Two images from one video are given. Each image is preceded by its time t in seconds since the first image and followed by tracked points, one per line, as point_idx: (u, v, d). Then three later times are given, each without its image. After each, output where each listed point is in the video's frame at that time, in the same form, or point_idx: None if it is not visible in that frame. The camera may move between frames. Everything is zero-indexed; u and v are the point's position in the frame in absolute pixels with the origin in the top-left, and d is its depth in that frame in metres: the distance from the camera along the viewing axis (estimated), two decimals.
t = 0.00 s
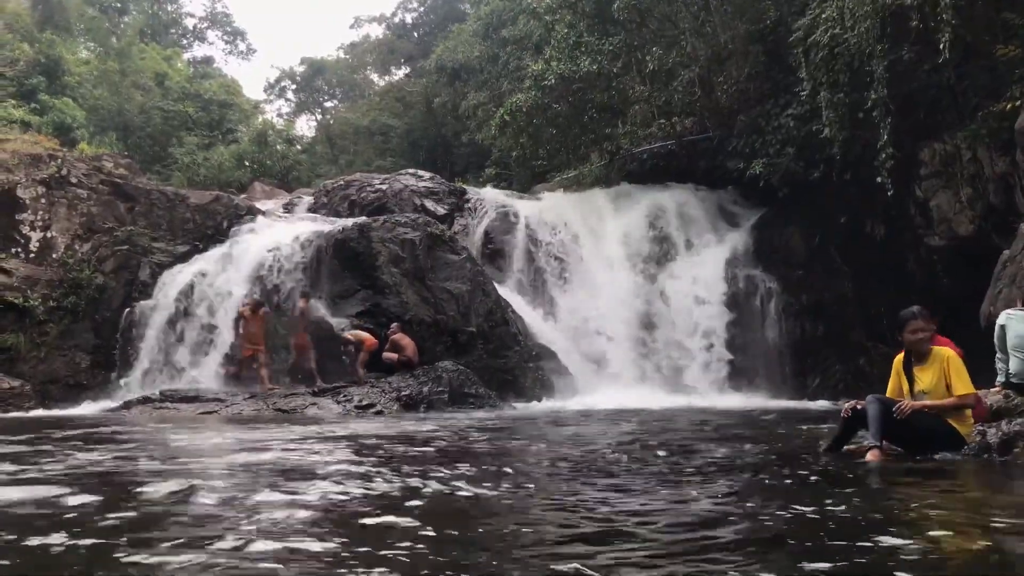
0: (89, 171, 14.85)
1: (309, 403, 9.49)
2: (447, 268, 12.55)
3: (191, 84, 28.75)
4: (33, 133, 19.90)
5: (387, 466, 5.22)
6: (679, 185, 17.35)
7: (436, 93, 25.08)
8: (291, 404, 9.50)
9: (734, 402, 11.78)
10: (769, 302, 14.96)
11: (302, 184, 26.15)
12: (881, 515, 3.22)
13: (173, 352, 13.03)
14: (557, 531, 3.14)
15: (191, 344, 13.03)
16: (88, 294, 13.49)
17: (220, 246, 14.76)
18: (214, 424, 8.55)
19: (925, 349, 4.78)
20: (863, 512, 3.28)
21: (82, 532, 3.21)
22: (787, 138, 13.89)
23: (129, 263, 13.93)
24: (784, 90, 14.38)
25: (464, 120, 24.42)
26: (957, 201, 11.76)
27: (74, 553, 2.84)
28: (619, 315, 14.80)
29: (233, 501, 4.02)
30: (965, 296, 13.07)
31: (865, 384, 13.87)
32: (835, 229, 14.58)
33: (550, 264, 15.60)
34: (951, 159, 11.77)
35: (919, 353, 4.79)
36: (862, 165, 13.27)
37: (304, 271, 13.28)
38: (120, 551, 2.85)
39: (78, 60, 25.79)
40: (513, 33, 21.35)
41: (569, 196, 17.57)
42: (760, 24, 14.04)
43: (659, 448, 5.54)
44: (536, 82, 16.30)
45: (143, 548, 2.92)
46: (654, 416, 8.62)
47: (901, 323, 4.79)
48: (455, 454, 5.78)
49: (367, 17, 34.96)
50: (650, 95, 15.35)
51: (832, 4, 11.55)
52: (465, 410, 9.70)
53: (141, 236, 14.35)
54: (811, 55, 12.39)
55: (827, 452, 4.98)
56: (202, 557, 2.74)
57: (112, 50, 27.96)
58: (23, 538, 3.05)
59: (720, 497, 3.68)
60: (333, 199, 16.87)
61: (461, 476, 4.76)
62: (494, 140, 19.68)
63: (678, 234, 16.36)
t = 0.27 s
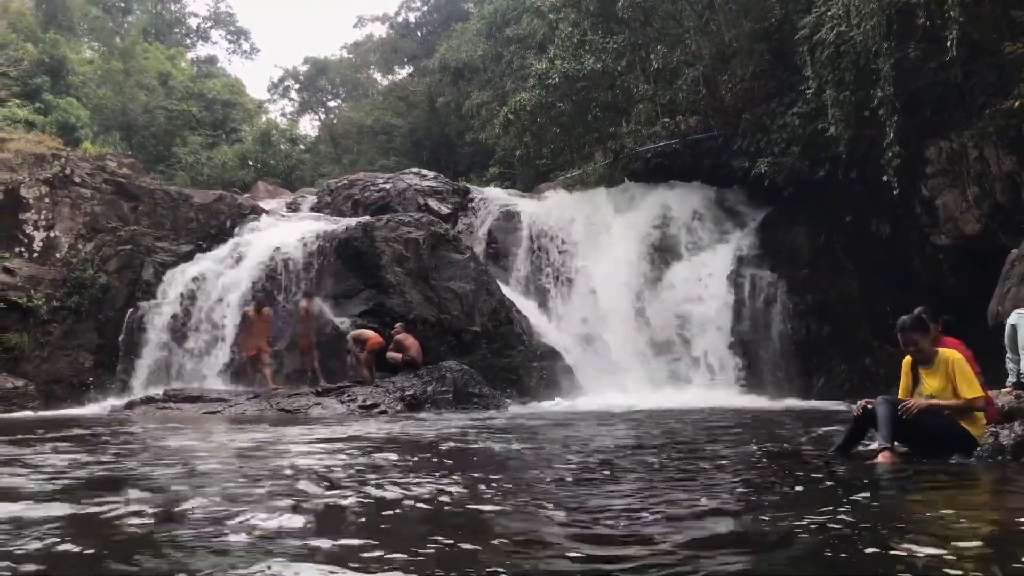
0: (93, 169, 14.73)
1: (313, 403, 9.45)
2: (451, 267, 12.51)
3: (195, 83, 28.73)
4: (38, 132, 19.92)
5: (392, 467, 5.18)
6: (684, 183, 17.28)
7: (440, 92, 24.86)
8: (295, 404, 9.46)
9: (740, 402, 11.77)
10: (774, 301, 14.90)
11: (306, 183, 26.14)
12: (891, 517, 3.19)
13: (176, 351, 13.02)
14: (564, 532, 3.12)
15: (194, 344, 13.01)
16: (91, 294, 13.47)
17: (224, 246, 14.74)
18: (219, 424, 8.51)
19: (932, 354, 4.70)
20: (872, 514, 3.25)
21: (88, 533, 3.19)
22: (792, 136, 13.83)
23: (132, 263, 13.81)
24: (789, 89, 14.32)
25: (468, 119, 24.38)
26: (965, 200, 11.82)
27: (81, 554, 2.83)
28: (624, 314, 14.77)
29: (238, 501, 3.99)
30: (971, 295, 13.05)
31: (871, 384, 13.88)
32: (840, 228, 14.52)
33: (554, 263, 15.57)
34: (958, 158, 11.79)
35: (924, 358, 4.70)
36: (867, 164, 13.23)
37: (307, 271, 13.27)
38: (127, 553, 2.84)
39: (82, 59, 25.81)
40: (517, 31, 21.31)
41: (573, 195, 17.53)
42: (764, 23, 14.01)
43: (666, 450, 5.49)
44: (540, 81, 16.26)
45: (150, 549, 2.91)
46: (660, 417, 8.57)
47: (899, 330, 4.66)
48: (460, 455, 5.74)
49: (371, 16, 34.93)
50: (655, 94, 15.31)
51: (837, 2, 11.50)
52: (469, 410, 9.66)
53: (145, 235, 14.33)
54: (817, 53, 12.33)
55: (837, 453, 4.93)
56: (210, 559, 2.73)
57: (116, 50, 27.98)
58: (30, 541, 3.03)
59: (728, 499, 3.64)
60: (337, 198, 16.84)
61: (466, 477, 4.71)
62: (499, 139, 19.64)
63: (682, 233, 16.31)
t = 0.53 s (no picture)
0: (94, 169, 14.72)
1: (314, 403, 9.41)
2: (453, 267, 12.47)
3: (197, 82, 28.69)
4: (40, 131, 19.92)
5: (394, 468, 5.14)
6: (686, 181, 17.21)
7: (442, 90, 24.83)
8: (297, 404, 9.42)
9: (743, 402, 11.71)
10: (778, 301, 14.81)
11: (308, 183, 26.12)
12: (903, 519, 3.15)
13: (178, 351, 13.00)
14: (569, 535, 3.08)
15: (196, 344, 12.97)
16: (93, 294, 13.52)
17: (226, 245, 14.70)
18: (221, 424, 8.47)
19: (934, 356, 4.65)
20: (880, 516, 3.21)
21: (88, 534, 3.16)
22: (796, 135, 13.76)
23: (135, 262, 13.93)
24: (793, 87, 14.26)
25: (470, 119, 24.34)
26: (969, 198, 11.76)
27: (80, 556, 2.79)
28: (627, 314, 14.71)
29: (239, 503, 3.96)
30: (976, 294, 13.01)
31: (876, 384, 13.86)
32: (844, 226, 14.45)
33: (557, 263, 15.52)
34: (963, 156, 11.72)
35: (928, 359, 4.65)
36: (872, 162, 13.18)
37: (309, 270, 13.21)
38: (127, 554, 2.81)
39: (84, 58, 25.81)
40: (520, 30, 21.27)
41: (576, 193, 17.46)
42: (768, 21, 14.02)
43: (671, 452, 5.45)
44: (543, 79, 16.20)
45: (150, 550, 2.87)
46: (664, 417, 8.53)
47: (898, 333, 4.63)
48: (462, 456, 5.70)
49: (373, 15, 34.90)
50: (657, 92, 15.27)
51: None
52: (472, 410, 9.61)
53: (146, 235, 14.31)
54: (821, 51, 12.25)
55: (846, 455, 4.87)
56: (210, 561, 2.69)
57: (118, 49, 27.97)
58: (29, 542, 3.00)
59: (734, 502, 3.60)
60: (339, 197, 16.82)
61: (469, 479, 4.68)
62: (501, 138, 19.60)
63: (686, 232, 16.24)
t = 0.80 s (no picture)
0: (98, 169, 14.79)
1: (319, 403, 9.36)
2: (458, 266, 12.44)
3: (200, 82, 28.66)
4: (44, 131, 19.92)
5: (400, 468, 5.11)
6: (691, 181, 17.15)
7: (446, 90, 24.87)
8: (302, 403, 9.38)
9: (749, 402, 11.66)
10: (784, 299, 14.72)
11: (311, 182, 26.14)
12: (919, 520, 3.11)
13: (182, 351, 12.97)
14: (578, 536, 3.04)
15: (200, 344, 12.95)
16: (97, 293, 13.40)
17: (230, 245, 14.66)
18: (225, 424, 8.44)
19: (945, 358, 4.60)
20: (893, 518, 3.17)
21: (94, 532, 3.13)
22: (802, 134, 13.69)
23: (138, 263, 13.78)
24: (799, 86, 14.19)
25: (474, 118, 24.32)
26: (977, 198, 11.66)
27: (85, 554, 2.75)
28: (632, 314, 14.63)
29: (245, 503, 3.93)
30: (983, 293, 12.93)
31: (883, 383, 13.70)
32: (851, 226, 14.37)
33: (562, 263, 15.45)
34: (970, 155, 11.59)
35: (939, 362, 4.60)
36: (879, 161, 13.09)
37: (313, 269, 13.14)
38: (133, 552, 2.78)
39: (88, 58, 25.82)
40: (524, 29, 21.24)
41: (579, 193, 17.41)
42: (774, 19, 13.97)
43: (679, 453, 5.41)
44: (547, 78, 16.14)
45: (156, 549, 2.84)
46: (670, 418, 8.49)
47: (907, 336, 4.61)
48: (468, 456, 5.66)
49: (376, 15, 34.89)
50: (662, 91, 15.23)
51: None
52: (477, 410, 9.56)
53: (150, 234, 14.29)
54: (828, 49, 12.15)
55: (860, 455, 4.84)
56: (217, 560, 2.66)
57: (122, 49, 27.97)
58: (34, 540, 2.97)
59: (745, 503, 3.56)
60: (343, 197, 16.81)
61: (476, 479, 4.64)
62: (504, 138, 19.57)
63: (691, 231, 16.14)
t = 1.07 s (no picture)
0: (102, 169, 14.77)
1: (323, 403, 9.34)
2: (461, 266, 12.42)
3: (203, 82, 28.67)
4: (47, 131, 19.96)
5: (402, 469, 5.07)
6: (694, 181, 17.13)
7: (449, 90, 24.89)
8: (305, 404, 9.36)
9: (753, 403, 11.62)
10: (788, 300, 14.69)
11: (314, 183, 26.17)
12: (927, 521, 3.09)
13: (186, 352, 12.98)
14: (581, 537, 3.01)
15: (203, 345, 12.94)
16: (100, 294, 13.36)
17: (233, 245, 14.64)
18: (228, 425, 8.43)
19: (952, 358, 4.53)
20: (900, 520, 3.14)
21: (96, 533, 3.11)
22: (807, 133, 13.66)
23: (141, 263, 13.82)
24: (803, 86, 14.16)
25: (477, 118, 24.30)
26: (982, 198, 11.72)
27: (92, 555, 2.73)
28: (635, 314, 14.61)
29: (246, 503, 3.90)
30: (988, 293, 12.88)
31: (887, 383, 13.59)
32: (855, 226, 14.35)
33: (565, 263, 15.42)
34: (975, 155, 11.61)
35: (947, 361, 4.54)
36: (884, 161, 13.10)
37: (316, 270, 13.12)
38: (134, 554, 2.76)
39: (92, 59, 25.88)
40: (527, 29, 21.21)
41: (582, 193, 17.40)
42: (778, 19, 13.91)
43: (683, 454, 5.37)
44: (551, 78, 16.12)
45: (156, 551, 2.82)
46: (673, 418, 8.45)
47: (916, 335, 4.58)
48: (473, 456, 5.65)
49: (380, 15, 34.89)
50: (666, 91, 15.19)
51: None
52: (480, 410, 9.54)
53: (153, 234, 14.31)
54: (832, 48, 12.11)
55: (869, 455, 4.81)
56: (218, 562, 2.63)
57: (125, 49, 28.00)
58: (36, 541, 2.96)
59: (750, 504, 3.52)
60: (346, 197, 16.80)
61: (478, 480, 4.61)
62: (507, 138, 19.56)
63: (695, 231, 16.12)
